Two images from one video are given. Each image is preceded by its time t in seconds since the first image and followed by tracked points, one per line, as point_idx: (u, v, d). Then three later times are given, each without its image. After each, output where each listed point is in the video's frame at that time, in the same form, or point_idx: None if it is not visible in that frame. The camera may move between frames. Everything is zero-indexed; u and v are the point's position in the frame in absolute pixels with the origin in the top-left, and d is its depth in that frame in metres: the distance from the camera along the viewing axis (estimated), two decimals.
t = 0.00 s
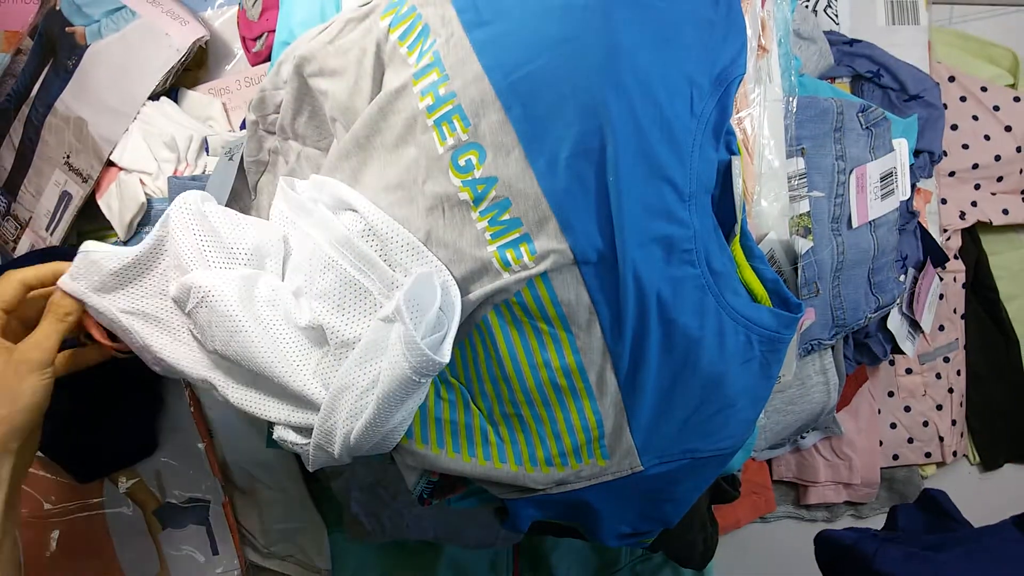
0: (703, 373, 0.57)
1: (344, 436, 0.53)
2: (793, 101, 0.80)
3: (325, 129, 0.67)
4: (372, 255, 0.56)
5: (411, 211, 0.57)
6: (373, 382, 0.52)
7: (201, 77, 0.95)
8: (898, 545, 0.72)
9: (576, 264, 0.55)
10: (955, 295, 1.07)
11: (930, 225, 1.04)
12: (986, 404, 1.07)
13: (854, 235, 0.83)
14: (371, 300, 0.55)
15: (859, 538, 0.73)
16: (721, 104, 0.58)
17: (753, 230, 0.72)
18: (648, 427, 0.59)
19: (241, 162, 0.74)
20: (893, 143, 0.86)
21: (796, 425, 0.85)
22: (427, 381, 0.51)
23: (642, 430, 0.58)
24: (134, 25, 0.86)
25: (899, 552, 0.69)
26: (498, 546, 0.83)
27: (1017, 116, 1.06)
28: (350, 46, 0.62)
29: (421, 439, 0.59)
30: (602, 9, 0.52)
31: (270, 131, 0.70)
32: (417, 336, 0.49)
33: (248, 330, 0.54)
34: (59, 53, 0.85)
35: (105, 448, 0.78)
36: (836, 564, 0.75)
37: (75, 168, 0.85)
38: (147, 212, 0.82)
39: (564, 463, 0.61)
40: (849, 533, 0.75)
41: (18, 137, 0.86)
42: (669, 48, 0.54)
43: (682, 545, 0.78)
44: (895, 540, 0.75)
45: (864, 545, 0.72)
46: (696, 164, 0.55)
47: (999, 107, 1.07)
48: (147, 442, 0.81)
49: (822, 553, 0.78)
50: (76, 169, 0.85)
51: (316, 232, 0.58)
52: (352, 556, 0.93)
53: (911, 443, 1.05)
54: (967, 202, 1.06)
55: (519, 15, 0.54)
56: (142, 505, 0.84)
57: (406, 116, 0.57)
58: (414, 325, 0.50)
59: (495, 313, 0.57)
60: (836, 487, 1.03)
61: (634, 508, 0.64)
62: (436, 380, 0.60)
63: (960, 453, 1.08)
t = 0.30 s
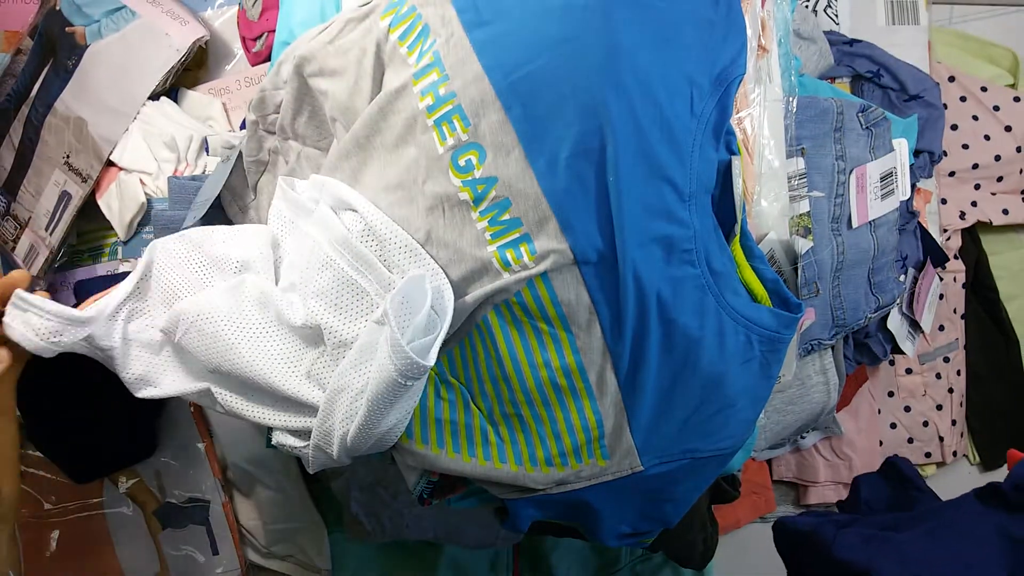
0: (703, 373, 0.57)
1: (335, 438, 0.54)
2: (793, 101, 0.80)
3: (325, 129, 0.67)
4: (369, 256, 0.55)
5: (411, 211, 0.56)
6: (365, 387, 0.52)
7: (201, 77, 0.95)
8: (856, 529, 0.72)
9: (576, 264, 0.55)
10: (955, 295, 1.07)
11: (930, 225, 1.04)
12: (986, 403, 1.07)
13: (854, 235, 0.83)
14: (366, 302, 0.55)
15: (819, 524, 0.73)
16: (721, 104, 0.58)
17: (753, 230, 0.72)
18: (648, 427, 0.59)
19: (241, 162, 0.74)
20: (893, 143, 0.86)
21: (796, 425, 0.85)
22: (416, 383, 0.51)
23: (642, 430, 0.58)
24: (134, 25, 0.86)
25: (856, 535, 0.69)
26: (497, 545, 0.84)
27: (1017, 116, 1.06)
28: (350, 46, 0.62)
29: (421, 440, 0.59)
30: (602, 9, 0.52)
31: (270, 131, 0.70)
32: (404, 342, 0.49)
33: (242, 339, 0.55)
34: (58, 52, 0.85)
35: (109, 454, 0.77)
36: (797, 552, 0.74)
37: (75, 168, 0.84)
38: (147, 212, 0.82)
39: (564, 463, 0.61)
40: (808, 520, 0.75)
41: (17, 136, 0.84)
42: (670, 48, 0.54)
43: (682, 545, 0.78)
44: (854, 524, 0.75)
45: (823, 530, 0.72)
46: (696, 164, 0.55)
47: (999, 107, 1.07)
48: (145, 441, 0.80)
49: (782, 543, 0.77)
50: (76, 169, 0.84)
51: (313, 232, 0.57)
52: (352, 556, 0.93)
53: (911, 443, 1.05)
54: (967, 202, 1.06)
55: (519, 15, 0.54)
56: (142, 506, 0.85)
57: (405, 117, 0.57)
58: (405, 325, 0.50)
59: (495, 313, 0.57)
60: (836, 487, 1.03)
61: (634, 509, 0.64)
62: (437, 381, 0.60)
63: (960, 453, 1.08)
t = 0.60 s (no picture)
0: (703, 373, 0.57)
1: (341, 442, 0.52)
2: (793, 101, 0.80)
3: (324, 129, 0.67)
4: (368, 255, 0.54)
5: (411, 212, 0.56)
6: (375, 385, 0.51)
7: (201, 77, 0.95)
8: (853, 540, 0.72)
9: (576, 264, 0.55)
10: (955, 296, 1.06)
11: (930, 225, 1.04)
12: (986, 403, 1.07)
13: (855, 235, 0.83)
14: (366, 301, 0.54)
15: (816, 535, 0.74)
16: (722, 104, 0.58)
17: (753, 230, 0.72)
18: (648, 426, 0.59)
19: (242, 162, 0.74)
20: (892, 143, 0.86)
21: (796, 425, 0.85)
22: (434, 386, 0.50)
23: (642, 430, 0.58)
24: (134, 25, 0.86)
25: (854, 546, 0.70)
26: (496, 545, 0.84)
27: (1017, 116, 1.06)
28: (350, 46, 0.62)
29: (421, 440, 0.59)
30: (603, 12, 0.53)
31: (270, 131, 0.71)
32: (418, 331, 0.48)
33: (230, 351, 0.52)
34: (58, 53, 0.84)
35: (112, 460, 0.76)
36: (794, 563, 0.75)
37: (74, 169, 0.85)
38: (147, 213, 0.82)
39: (565, 463, 0.61)
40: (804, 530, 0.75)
41: (16, 135, 0.84)
42: (669, 49, 0.54)
43: (682, 545, 0.78)
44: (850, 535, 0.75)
45: (822, 542, 0.72)
46: (696, 164, 0.55)
47: (999, 107, 1.07)
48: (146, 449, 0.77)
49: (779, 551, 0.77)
50: (75, 169, 0.85)
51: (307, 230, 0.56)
52: (352, 556, 0.93)
53: (911, 443, 1.05)
54: (967, 202, 1.06)
55: (518, 15, 0.55)
56: (141, 504, 0.84)
57: (405, 116, 0.57)
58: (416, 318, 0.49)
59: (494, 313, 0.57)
60: (836, 486, 1.03)
61: (633, 509, 0.64)
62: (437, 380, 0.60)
63: (961, 454, 1.07)
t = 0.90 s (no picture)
0: (703, 374, 0.56)
1: (346, 450, 0.51)
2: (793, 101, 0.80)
3: (324, 129, 0.67)
4: (368, 255, 0.55)
5: (411, 211, 0.56)
6: (379, 388, 0.51)
7: (201, 76, 0.95)
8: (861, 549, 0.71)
9: (576, 264, 0.55)
10: (955, 296, 1.06)
11: (930, 225, 1.04)
12: (986, 403, 1.07)
13: (855, 235, 0.83)
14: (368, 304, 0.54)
15: (824, 545, 0.72)
16: (722, 104, 0.58)
17: (753, 230, 0.72)
18: (648, 426, 0.59)
19: (241, 163, 0.75)
20: (892, 143, 0.86)
21: (795, 425, 0.84)
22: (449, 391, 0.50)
23: (642, 430, 0.58)
24: (132, 26, 0.85)
25: (862, 555, 0.69)
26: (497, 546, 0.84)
27: (1018, 116, 1.06)
28: (350, 45, 0.62)
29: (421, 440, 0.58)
30: (603, 12, 0.53)
31: (269, 131, 0.71)
32: (436, 330, 0.48)
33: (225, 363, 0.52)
34: (57, 53, 0.85)
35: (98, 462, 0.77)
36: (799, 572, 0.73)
37: (72, 170, 0.85)
38: (147, 212, 0.82)
39: (565, 463, 0.61)
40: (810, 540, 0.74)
41: (16, 135, 0.86)
42: (669, 49, 0.54)
43: (682, 545, 0.78)
44: (859, 543, 0.74)
45: (831, 551, 0.71)
46: (696, 163, 0.55)
47: (999, 107, 1.07)
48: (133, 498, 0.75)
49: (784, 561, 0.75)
50: (72, 170, 0.85)
51: (304, 233, 0.56)
52: (352, 557, 0.93)
53: (911, 443, 1.05)
54: (967, 202, 1.06)
55: (518, 15, 0.55)
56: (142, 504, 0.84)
57: (405, 116, 0.57)
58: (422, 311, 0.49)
59: (493, 314, 0.57)
60: (835, 486, 1.03)
61: (633, 509, 0.64)
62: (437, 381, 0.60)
63: (961, 454, 1.07)
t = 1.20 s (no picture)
0: (703, 374, 0.56)
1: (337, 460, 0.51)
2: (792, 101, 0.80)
3: (324, 129, 0.67)
4: (345, 262, 0.55)
5: (411, 212, 0.56)
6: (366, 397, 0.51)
7: (201, 76, 0.95)
8: (867, 558, 0.71)
9: (576, 264, 0.55)
10: (955, 295, 1.06)
11: (930, 225, 1.04)
12: (986, 404, 1.07)
13: (855, 236, 0.83)
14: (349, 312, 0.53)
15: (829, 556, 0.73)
16: (722, 104, 0.58)
17: (753, 230, 0.72)
18: (648, 426, 0.58)
19: (242, 163, 0.75)
20: (892, 143, 0.86)
21: (796, 425, 0.84)
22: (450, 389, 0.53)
23: (642, 430, 0.58)
24: (130, 27, 0.86)
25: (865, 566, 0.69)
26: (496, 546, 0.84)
27: (1018, 115, 1.06)
28: (350, 45, 0.62)
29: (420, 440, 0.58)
30: (603, 13, 0.53)
31: (270, 131, 0.71)
32: (436, 331, 0.51)
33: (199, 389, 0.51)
34: (56, 54, 0.84)
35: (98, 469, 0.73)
36: None
37: (69, 170, 0.85)
38: (147, 212, 0.82)
39: (565, 463, 0.61)
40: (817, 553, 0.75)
41: (14, 134, 0.85)
42: (669, 50, 0.55)
43: (681, 545, 0.78)
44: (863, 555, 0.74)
45: (834, 562, 0.71)
46: (696, 163, 0.55)
47: (999, 107, 1.07)
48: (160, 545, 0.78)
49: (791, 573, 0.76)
50: (70, 171, 0.85)
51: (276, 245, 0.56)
52: (352, 557, 0.93)
53: (911, 443, 1.06)
54: (967, 202, 1.06)
55: (518, 15, 0.55)
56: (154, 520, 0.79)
57: (406, 116, 0.57)
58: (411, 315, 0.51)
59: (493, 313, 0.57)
60: (836, 487, 1.03)
61: (633, 509, 0.64)
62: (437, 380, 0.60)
63: (961, 454, 1.07)
